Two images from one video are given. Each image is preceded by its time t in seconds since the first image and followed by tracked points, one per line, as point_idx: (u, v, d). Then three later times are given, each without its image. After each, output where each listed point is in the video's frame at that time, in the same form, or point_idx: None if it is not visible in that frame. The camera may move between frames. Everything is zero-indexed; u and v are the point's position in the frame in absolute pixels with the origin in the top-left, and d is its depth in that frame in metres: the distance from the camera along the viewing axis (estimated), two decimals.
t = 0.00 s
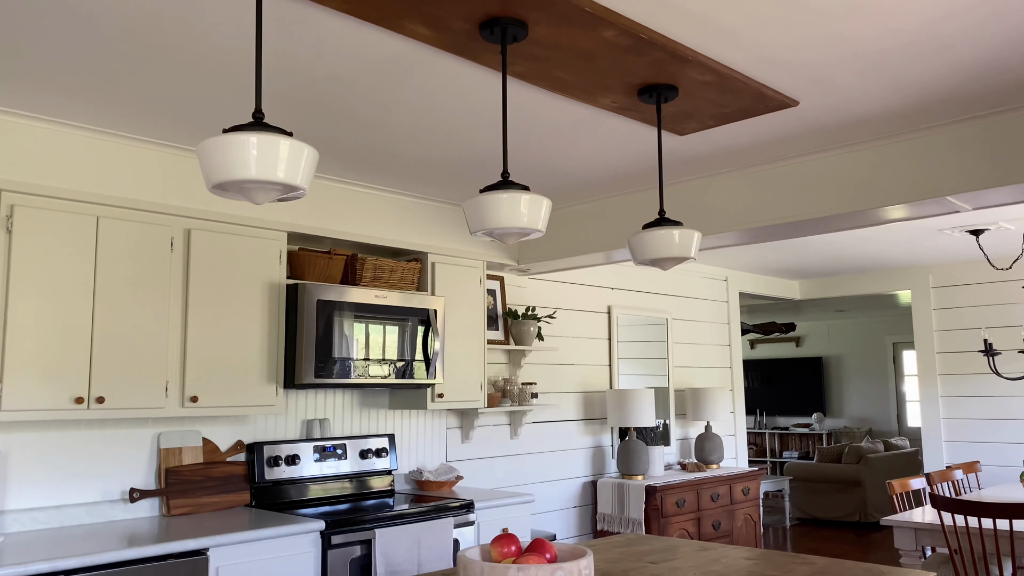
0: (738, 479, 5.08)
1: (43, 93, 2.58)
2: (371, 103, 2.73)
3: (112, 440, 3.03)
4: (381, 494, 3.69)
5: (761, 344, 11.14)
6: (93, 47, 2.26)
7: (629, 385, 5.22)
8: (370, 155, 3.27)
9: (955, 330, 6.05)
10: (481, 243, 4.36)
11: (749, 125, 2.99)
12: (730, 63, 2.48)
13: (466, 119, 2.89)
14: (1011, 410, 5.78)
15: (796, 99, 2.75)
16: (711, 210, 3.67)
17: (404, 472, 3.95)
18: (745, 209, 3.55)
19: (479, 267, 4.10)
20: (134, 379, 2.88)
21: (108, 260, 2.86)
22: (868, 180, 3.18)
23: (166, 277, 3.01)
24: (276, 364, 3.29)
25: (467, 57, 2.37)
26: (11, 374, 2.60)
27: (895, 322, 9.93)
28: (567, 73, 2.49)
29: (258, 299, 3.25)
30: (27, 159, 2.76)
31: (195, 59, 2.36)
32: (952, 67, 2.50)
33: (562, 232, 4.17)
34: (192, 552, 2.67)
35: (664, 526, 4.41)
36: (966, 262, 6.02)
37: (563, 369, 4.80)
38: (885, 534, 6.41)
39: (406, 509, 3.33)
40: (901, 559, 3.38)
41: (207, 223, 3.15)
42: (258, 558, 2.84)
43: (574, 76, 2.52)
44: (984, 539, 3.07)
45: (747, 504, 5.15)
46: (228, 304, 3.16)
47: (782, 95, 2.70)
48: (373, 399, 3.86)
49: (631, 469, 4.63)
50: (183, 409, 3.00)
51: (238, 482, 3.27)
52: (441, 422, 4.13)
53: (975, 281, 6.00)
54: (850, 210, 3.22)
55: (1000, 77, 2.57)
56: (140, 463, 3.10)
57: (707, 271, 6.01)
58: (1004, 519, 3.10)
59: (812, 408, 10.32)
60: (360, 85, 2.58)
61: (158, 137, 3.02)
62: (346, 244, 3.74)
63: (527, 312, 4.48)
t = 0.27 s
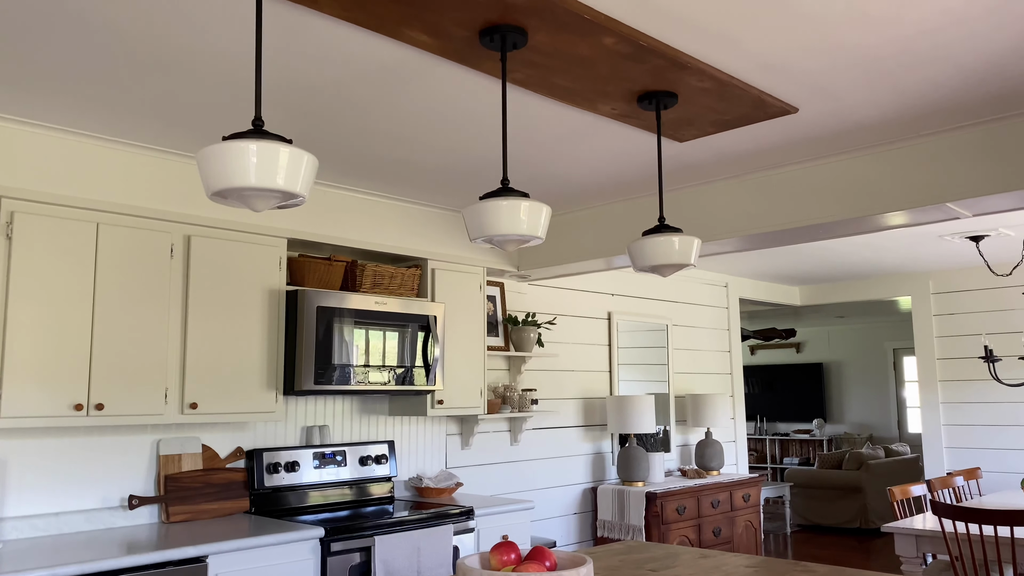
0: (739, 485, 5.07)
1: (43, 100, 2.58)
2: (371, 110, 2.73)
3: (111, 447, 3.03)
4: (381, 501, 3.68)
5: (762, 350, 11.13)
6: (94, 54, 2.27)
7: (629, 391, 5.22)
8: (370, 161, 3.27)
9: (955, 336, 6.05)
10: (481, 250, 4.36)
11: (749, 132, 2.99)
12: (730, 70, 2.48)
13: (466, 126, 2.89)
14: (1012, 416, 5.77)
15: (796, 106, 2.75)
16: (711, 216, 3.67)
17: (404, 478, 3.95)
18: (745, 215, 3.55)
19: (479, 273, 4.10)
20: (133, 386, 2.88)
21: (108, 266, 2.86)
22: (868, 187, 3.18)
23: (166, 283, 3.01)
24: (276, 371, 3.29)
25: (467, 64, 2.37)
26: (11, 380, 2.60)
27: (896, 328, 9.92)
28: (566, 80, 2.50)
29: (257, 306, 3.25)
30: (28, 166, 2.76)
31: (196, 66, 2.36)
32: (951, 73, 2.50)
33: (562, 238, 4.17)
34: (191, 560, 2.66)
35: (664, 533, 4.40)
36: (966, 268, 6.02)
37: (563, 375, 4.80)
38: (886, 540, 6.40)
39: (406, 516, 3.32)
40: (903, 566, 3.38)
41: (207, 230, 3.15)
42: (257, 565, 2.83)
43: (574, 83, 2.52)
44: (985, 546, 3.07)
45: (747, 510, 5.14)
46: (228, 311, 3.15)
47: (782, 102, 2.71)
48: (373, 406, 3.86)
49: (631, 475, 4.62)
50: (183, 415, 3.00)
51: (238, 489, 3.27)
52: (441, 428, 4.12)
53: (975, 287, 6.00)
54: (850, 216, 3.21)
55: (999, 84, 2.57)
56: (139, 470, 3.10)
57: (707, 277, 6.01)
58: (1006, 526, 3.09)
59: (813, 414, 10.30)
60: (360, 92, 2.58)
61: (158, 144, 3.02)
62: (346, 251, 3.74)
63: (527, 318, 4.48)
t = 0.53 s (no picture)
0: (740, 491, 5.07)
1: (45, 107, 2.59)
2: (371, 116, 2.73)
3: (112, 453, 3.03)
4: (382, 507, 3.68)
5: (763, 355, 11.12)
6: (95, 61, 2.27)
7: (630, 397, 5.22)
8: (371, 168, 3.28)
9: (956, 341, 6.04)
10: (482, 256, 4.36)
11: (749, 138, 2.99)
12: (730, 77, 2.49)
13: (467, 133, 2.90)
14: (1014, 422, 5.76)
15: (796, 112, 2.75)
16: (712, 222, 3.67)
17: (405, 484, 3.94)
18: (746, 221, 3.55)
19: (480, 279, 4.10)
20: (134, 393, 2.88)
21: (109, 273, 2.86)
22: (869, 193, 3.18)
23: (167, 290, 3.01)
24: (277, 377, 3.29)
25: (467, 72, 2.37)
26: (12, 387, 2.60)
27: (897, 333, 9.92)
28: (567, 88, 2.50)
29: (258, 312, 3.25)
30: (29, 173, 2.77)
31: (197, 73, 2.37)
32: (951, 80, 2.50)
33: (563, 244, 4.17)
34: (192, 567, 2.66)
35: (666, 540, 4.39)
36: (967, 274, 6.02)
37: (564, 381, 4.80)
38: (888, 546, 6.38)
39: (407, 522, 3.32)
40: (905, 572, 3.38)
41: (208, 236, 3.15)
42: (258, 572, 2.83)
43: (575, 90, 2.52)
44: (987, 553, 3.06)
45: (749, 516, 5.13)
46: (229, 317, 3.16)
47: (782, 108, 2.71)
48: (373, 412, 3.86)
49: (632, 481, 4.62)
50: (183, 422, 3.00)
51: (239, 496, 3.26)
52: (442, 434, 4.12)
53: (976, 292, 5.99)
54: (851, 222, 3.22)
55: (999, 90, 2.58)
56: (140, 476, 3.10)
57: (708, 282, 6.01)
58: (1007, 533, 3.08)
59: (814, 419, 10.29)
60: (361, 99, 2.59)
61: (159, 150, 3.02)
62: (347, 257, 3.75)
63: (527, 324, 4.48)
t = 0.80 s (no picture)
0: (743, 496, 5.06)
1: (47, 114, 2.59)
2: (373, 122, 2.74)
3: (114, 459, 3.03)
4: (384, 512, 3.68)
5: (765, 359, 11.12)
6: (98, 67, 2.28)
7: (632, 401, 5.21)
8: (373, 173, 3.28)
9: (959, 345, 6.03)
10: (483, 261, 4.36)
11: (751, 143, 3.00)
12: (732, 82, 2.49)
13: (469, 138, 2.90)
14: (1016, 426, 5.75)
15: (798, 117, 2.75)
16: (714, 227, 3.67)
17: (407, 490, 3.94)
18: (748, 226, 3.55)
19: (482, 284, 4.10)
20: (137, 398, 2.88)
21: (112, 279, 2.87)
22: (871, 198, 3.18)
23: (170, 295, 3.01)
24: (279, 382, 3.29)
25: (469, 78, 2.37)
26: (13, 394, 2.60)
27: (899, 337, 9.91)
28: (568, 93, 2.50)
29: (260, 318, 3.25)
30: (32, 179, 2.77)
31: (199, 79, 2.37)
32: (952, 85, 2.50)
33: (565, 249, 4.17)
34: (194, 572, 2.66)
35: (668, 545, 4.38)
36: (969, 278, 6.02)
37: (566, 386, 4.80)
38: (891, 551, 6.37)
39: (409, 528, 3.31)
40: None
41: (210, 242, 3.15)
42: None
43: (577, 96, 2.52)
44: (990, 558, 3.05)
45: (751, 521, 5.12)
46: (231, 322, 3.16)
47: (783, 113, 2.71)
48: (375, 417, 3.86)
49: (635, 486, 4.61)
50: (186, 428, 3.00)
51: (241, 501, 3.26)
52: (444, 439, 4.12)
53: (979, 296, 5.99)
54: (852, 227, 3.21)
55: (1001, 95, 2.58)
56: (142, 482, 3.10)
57: (710, 287, 6.01)
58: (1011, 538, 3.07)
59: (816, 423, 10.28)
60: (363, 105, 2.59)
61: (161, 156, 3.02)
62: (349, 262, 3.75)
63: (529, 328, 4.48)
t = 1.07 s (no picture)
0: (746, 499, 5.05)
1: (52, 118, 2.60)
2: (375, 126, 2.74)
3: (118, 462, 3.03)
4: (387, 515, 3.68)
5: (768, 361, 11.11)
6: (102, 72, 2.28)
7: (635, 404, 5.21)
8: (377, 177, 3.28)
9: (962, 348, 6.02)
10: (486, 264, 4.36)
11: (753, 146, 3.00)
12: (735, 85, 2.49)
13: (472, 141, 2.90)
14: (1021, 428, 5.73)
15: (801, 120, 2.75)
16: (717, 229, 3.67)
17: (411, 493, 3.94)
18: (751, 228, 3.55)
19: (485, 287, 4.10)
20: (140, 401, 2.88)
21: (116, 283, 2.87)
22: (874, 200, 3.18)
23: (174, 299, 3.01)
24: (283, 385, 3.29)
25: (472, 81, 2.38)
26: (18, 397, 2.60)
27: (902, 339, 9.89)
28: (571, 96, 2.50)
29: (263, 321, 3.26)
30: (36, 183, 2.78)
31: (203, 83, 2.38)
32: (956, 87, 2.50)
33: (567, 252, 4.17)
34: None
35: (672, 548, 4.38)
36: (972, 280, 6.01)
37: (569, 389, 4.79)
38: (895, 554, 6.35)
39: (412, 531, 3.31)
40: None
41: (214, 245, 3.16)
42: None
43: (579, 99, 2.53)
44: (996, 561, 3.04)
45: (755, 524, 5.11)
46: (234, 326, 3.16)
47: (786, 116, 2.71)
48: (379, 420, 3.86)
49: (638, 489, 4.61)
50: (189, 431, 3.00)
51: (244, 504, 3.26)
52: (447, 442, 4.12)
53: (982, 299, 5.98)
54: (855, 229, 3.21)
55: (1004, 97, 2.57)
56: (146, 485, 3.10)
57: (713, 289, 6.00)
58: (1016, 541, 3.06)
59: (820, 426, 10.26)
60: (366, 108, 2.60)
61: (164, 159, 3.03)
62: (352, 265, 3.75)
63: (532, 331, 4.47)
